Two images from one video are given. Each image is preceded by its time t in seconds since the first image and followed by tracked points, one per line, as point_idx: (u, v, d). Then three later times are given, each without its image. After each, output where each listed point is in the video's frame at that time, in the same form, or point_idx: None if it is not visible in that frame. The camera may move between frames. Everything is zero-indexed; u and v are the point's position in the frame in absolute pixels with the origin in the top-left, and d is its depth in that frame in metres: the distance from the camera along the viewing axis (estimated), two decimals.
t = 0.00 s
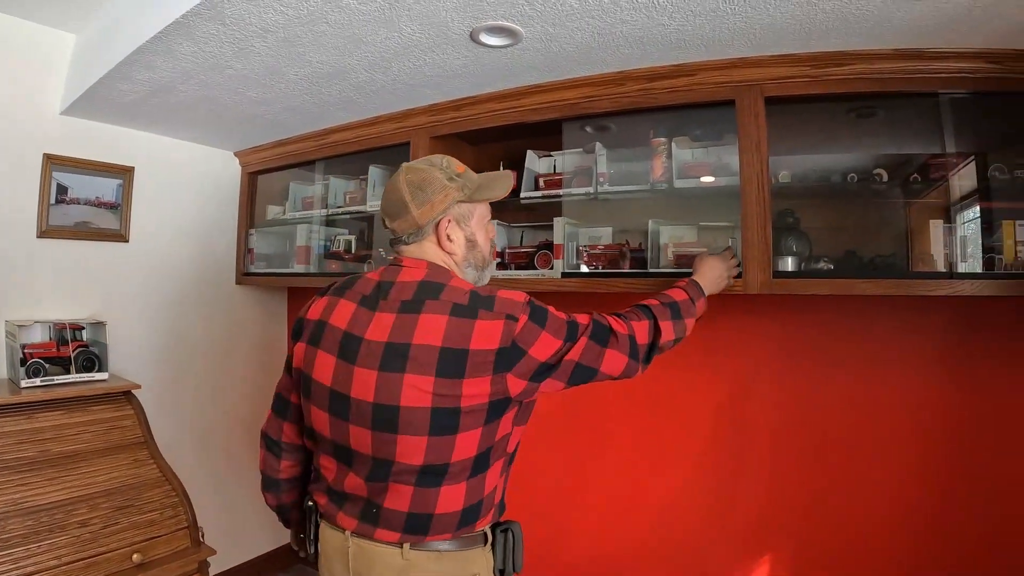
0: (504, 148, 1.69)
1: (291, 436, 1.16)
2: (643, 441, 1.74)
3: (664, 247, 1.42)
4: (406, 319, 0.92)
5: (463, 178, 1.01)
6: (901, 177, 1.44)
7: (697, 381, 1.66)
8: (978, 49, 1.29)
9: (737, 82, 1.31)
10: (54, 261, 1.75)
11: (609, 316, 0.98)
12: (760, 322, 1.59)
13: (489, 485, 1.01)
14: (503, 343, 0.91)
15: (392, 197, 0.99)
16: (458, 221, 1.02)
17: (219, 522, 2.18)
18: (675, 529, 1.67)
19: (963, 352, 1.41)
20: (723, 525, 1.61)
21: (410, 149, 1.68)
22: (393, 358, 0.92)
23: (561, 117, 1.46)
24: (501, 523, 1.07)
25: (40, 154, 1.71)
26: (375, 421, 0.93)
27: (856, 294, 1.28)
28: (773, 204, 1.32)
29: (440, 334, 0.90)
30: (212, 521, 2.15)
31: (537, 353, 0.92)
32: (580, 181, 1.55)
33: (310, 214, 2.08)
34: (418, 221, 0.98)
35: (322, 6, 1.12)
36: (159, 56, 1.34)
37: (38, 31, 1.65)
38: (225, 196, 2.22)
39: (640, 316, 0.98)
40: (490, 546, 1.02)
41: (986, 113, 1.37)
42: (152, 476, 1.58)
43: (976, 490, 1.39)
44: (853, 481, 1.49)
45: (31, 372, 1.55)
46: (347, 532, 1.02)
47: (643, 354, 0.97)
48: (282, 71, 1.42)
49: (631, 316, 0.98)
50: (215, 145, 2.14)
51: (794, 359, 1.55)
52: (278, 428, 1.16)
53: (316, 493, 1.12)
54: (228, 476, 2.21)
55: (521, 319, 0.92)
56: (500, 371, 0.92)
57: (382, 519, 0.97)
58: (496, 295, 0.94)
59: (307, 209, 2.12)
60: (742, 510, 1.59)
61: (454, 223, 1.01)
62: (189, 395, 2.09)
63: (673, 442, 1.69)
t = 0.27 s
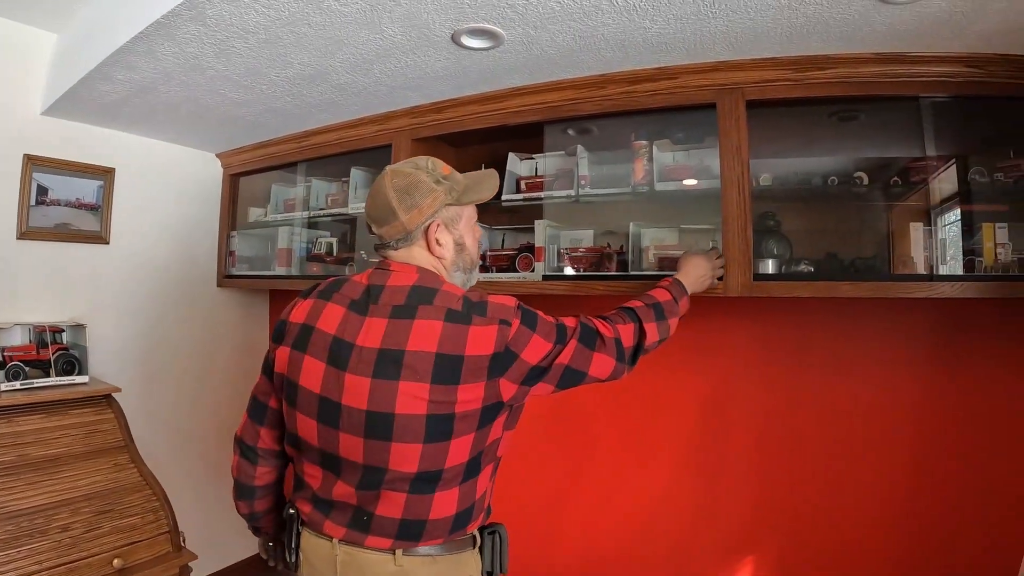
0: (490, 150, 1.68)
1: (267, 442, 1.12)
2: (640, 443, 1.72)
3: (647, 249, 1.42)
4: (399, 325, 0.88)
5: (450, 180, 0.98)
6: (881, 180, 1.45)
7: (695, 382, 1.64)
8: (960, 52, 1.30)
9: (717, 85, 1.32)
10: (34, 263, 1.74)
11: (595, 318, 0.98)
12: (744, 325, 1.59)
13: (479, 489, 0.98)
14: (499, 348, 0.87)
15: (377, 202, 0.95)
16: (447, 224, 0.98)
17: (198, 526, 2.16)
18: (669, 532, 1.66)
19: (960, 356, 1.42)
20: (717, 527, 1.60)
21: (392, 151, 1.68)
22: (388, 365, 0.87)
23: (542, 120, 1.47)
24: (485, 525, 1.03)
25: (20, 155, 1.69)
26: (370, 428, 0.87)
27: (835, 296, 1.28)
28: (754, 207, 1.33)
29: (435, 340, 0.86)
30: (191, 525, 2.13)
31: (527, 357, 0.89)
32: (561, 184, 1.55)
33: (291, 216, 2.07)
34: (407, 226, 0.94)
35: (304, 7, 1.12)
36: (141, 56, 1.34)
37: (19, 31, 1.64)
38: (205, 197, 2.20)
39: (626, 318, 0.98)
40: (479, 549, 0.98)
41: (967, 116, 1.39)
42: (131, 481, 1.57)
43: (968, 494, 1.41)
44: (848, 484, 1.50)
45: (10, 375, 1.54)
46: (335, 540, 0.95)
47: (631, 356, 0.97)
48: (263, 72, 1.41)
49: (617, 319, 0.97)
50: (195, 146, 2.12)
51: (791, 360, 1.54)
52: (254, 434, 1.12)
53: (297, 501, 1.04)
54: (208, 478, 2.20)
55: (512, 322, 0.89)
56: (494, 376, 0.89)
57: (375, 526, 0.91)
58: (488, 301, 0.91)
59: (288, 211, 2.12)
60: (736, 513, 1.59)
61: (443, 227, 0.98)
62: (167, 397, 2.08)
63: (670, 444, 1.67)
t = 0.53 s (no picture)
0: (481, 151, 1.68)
1: (254, 444, 1.11)
2: (637, 444, 1.70)
3: (635, 251, 1.43)
4: (397, 324, 0.87)
5: (444, 181, 0.96)
6: (869, 182, 1.46)
7: (693, 383, 1.63)
8: (951, 55, 1.30)
9: (706, 87, 1.32)
10: (21, 263, 1.73)
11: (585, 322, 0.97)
12: (733, 326, 1.59)
13: (473, 491, 0.97)
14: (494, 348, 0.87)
15: (371, 205, 0.92)
16: (442, 226, 0.96)
17: (187, 528, 2.16)
18: (665, 532, 1.65)
19: (960, 358, 1.41)
20: (713, 528, 1.60)
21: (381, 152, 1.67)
22: (385, 364, 0.86)
23: (531, 121, 1.47)
24: (476, 528, 1.03)
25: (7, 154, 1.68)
26: (366, 428, 0.86)
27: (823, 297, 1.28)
28: (743, 209, 1.33)
29: (433, 341, 0.85)
30: (180, 527, 2.12)
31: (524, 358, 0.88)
32: (548, 186, 1.56)
33: (279, 217, 2.07)
34: (403, 229, 0.92)
35: (293, 7, 1.11)
36: (129, 56, 1.33)
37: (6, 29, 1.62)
38: (193, 197, 2.19)
39: (616, 322, 0.98)
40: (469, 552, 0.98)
41: (957, 118, 1.40)
42: (120, 483, 1.56)
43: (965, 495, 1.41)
44: (845, 485, 1.49)
45: None
46: (324, 543, 0.94)
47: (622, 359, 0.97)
48: (252, 73, 1.41)
49: (607, 323, 0.97)
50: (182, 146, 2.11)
51: (789, 361, 1.54)
52: (242, 436, 1.11)
53: (285, 505, 1.03)
54: (196, 479, 2.20)
55: (508, 323, 0.88)
56: (491, 377, 0.88)
57: (368, 529, 0.90)
58: (485, 303, 0.90)
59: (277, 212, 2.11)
60: (732, 514, 1.58)
61: (438, 229, 0.96)
62: (154, 397, 2.07)
63: (667, 445, 1.66)
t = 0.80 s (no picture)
0: (470, 150, 1.67)
1: (241, 444, 1.09)
2: (633, 444, 1.69)
3: (622, 253, 1.43)
4: (387, 322, 0.85)
5: (437, 184, 0.95)
6: (856, 184, 1.46)
7: (690, 383, 1.62)
8: (939, 57, 1.31)
9: (693, 89, 1.33)
10: (7, 264, 1.72)
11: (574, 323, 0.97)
12: (722, 327, 1.59)
13: (461, 493, 0.95)
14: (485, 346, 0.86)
15: (364, 207, 0.92)
16: (433, 228, 0.95)
17: (174, 530, 2.14)
18: (657, 532, 1.65)
19: (958, 359, 1.42)
20: (709, 529, 1.59)
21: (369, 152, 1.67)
22: (374, 362, 0.84)
23: (518, 122, 1.47)
24: (462, 535, 1.00)
25: None
26: (355, 427, 0.84)
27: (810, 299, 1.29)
28: (730, 210, 1.33)
29: (423, 340, 0.84)
30: (166, 529, 2.10)
31: (515, 356, 0.87)
32: (536, 187, 1.55)
33: (267, 217, 2.06)
34: (394, 230, 0.91)
35: (279, 7, 1.11)
36: (115, 55, 1.32)
37: None
38: (179, 197, 2.17)
39: (605, 322, 0.98)
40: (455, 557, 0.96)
41: (945, 120, 1.41)
42: (107, 486, 1.55)
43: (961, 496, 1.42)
44: (841, 485, 1.50)
45: None
46: (310, 545, 0.93)
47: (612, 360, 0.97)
48: (239, 72, 1.40)
49: (595, 324, 0.97)
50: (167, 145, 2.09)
51: (784, 361, 1.54)
52: (229, 435, 1.09)
53: (272, 505, 1.02)
54: (182, 480, 2.18)
55: (499, 322, 0.88)
56: (482, 376, 0.87)
57: (354, 530, 0.89)
58: (476, 302, 0.89)
59: (264, 213, 2.10)
60: (729, 514, 1.58)
61: (430, 230, 0.95)
62: (139, 398, 2.05)
63: (664, 445, 1.65)
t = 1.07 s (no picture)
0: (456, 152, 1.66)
1: (230, 444, 1.08)
2: (629, 445, 1.68)
3: (607, 254, 1.44)
4: (371, 323, 0.85)
5: (426, 184, 0.95)
6: (840, 185, 1.47)
7: (685, 384, 1.62)
8: (923, 61, 1.32)
9: (678, 91, 1.34)
10: None
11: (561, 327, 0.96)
12: (708, 329, 1.59)
13: (445, 498, 0.95)
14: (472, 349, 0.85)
15: (352, 206, 0.92)
16: (421, 229, 0.95)
17: (161, 532, 2.12)
18: (648, 533, 1.65)
19: (948, 361, 1.45)
20: (703, 528, 1.59)
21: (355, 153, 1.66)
22: (357, 365, 0.83)
23: (505, 123, 1.47)
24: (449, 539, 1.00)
25: None
26: (336, 429, 0.84)
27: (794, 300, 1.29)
28: (714, 212, 1.34)
29: (406, 341, 0.83)
30: (154, 531, 2.08)
31: (502, 361, 0.86)
32: (521, 187, 1.55)
33: (252, 218, 2.05)
34: (381, 230, 0.91)
35: (264, 6, 1.10)
36: (100, 53, 1.31)
37: None
38: (164, 197, 2.16)
39: (591, 326, 0.97)
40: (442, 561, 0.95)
41: (929, 122, 1.42)
42: (91, 489, 1.54)
43: (949, 495, 1.45)
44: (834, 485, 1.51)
45: None
46: (293, 548, 0.92)
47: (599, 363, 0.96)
48: (224, 72, 1.39)
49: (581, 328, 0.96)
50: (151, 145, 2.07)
51: (775, 361, 1.54)
52: (217, 435, 1.07)
53: (258, 507, 1.01)
54: (168, 483, 2.16)
55: (486, 325, 0.86)
56: (466, 379, 0.86)
57: (336, 534, 0.88)
58: (461, 304, 0.89)
59: (249, 213, 2.09)
60: (724, 515, 1.58)
61: (417, 231, 0.95)
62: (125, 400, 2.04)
63: (658, 446, 1.64)
